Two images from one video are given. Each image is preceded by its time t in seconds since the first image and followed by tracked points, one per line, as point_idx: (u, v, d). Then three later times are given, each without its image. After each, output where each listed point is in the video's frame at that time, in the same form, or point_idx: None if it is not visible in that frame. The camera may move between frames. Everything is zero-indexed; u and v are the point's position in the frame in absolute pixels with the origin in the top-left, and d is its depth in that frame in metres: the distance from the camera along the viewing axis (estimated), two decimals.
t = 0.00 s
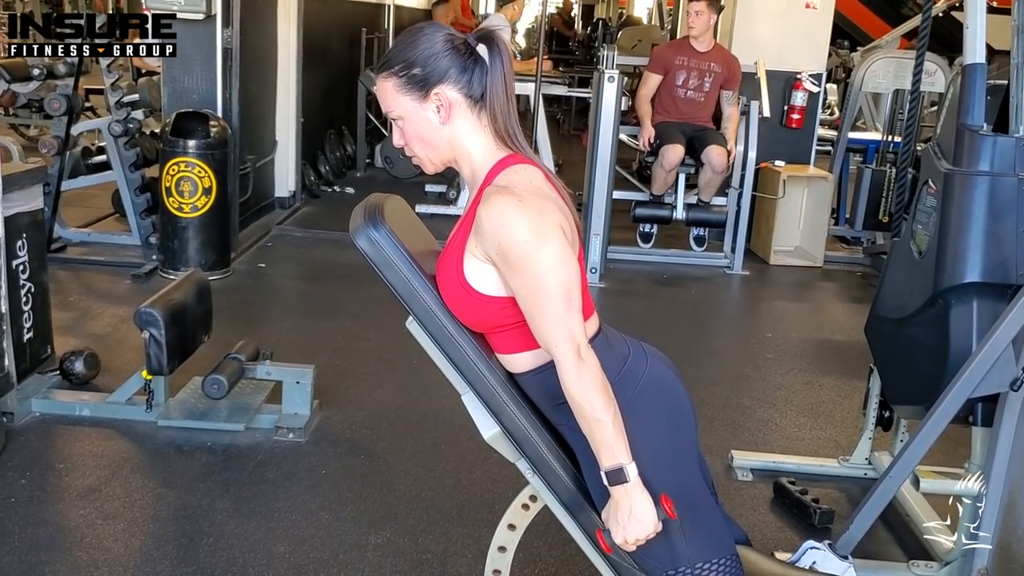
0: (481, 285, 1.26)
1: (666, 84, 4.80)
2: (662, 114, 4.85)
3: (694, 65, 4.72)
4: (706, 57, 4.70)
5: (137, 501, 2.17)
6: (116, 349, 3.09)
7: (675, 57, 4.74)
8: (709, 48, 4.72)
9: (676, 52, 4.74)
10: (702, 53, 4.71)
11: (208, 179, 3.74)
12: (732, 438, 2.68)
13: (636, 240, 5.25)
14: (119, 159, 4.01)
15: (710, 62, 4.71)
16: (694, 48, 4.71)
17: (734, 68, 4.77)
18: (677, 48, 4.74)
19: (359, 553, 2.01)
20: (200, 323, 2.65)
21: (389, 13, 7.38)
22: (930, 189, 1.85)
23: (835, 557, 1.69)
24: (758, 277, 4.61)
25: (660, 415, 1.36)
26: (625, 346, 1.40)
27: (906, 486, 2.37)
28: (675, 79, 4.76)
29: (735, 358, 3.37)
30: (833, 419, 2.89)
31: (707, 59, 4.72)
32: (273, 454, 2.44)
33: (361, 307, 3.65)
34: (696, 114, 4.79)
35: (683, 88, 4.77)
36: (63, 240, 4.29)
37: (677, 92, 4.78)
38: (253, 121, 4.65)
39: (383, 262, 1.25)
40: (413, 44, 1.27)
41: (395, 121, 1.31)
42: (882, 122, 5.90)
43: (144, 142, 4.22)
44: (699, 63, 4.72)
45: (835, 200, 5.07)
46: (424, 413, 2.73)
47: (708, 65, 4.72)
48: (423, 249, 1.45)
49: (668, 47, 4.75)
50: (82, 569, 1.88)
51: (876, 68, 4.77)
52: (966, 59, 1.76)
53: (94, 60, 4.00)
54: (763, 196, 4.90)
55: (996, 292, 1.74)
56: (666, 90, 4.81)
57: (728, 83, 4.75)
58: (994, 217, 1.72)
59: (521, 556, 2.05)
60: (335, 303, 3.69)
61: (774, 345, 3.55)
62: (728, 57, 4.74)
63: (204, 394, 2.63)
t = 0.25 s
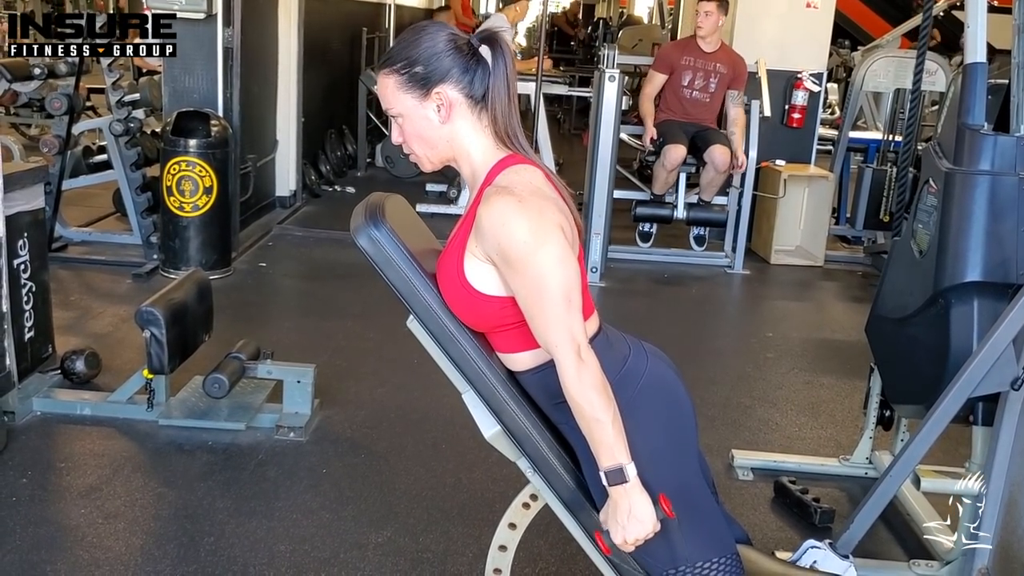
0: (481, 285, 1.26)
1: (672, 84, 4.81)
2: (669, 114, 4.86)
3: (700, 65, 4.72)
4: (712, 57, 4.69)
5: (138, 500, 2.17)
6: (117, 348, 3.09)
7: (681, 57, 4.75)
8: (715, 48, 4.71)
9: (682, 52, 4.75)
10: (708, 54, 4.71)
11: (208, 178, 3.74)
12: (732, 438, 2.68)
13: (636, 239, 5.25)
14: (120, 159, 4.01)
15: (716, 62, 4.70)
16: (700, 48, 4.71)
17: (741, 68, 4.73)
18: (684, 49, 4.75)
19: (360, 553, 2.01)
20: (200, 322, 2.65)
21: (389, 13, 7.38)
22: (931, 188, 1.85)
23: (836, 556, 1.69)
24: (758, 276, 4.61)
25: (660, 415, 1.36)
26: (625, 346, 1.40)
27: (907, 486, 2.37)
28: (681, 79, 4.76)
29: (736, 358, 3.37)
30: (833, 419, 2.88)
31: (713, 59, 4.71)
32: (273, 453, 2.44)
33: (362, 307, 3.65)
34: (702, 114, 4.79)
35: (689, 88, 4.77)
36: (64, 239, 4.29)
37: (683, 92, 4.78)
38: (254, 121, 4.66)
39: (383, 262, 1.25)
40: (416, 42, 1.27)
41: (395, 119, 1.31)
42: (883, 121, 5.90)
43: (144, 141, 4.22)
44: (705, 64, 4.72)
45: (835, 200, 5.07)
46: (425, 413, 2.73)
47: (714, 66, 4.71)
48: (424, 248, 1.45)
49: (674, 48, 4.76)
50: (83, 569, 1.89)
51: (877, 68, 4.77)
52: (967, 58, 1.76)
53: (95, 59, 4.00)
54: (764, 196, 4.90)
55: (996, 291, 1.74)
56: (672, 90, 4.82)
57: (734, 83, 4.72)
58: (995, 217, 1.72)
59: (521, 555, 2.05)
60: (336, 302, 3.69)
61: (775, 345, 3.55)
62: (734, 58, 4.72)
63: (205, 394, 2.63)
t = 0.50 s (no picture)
0: (483, 286, 1.26)
1: (672, 86, 4.81)
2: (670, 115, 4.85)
3: (699, 66, 4.73)
4: (710, 57, 4.70)
5: (139, 500, 2.17)
6: (117, 348, 3.09)
7: (680, 59, 4.76)
8: (714, 48, 4.71)
9: (681, 54, 4.76)
10: (707, 54, 4.71)
11: (209, 178, 3.74)
12: (732, 438, 2.68)
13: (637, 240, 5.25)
14: (121, 158, 4.01)
15: (715, 62, 4.70)
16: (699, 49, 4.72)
17: (741, 67, 4.72)
18: (683, 50, 4.76)
19: (360, 553, 2.01)
20: (201, 322, 2.65)
21: (390, 13, 7.38)
22: (931, 189, 1.85)
23: (836, 557, 1.69)
24: (759, 277, 4.61)
25: (659, 416, 1.36)
26: (625, 346, 1.40)
27: (907, 486, 2.37)
28: (681, 81, 4.77)
29: (736, 358, 3.37)
30: (833, 419, 2.89)
31: (712, 59, 4.71)
32: (274, 453, 2.45)
33: (362, 307, 3.65)
34: (704, 115, 4.78)
35: (689, 89, 4.77)
36: (65, 239, 4.29)
37: (683, 94, 4.79)
38: (255, 121, 4.66)
39: (385, 263, 1.25)
40: (416, 43, 1.27)
41: (396, 120, 1.31)
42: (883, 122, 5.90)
43: (145, 142, 4.22)
44: (704, 65, 4.72)
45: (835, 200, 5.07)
46: (425, 413, 2.74)
47: (714, 65, 4.71)
48: (425, 249, 1.45)
49: (673, 50, 4.77)
50: (84, 569, 1.89)
51: (877, 68, 4.77)
52: (967, 59, 1.76)
53: (95, 59, 4.00)
54: (764, 196, 4.90)
55: (997, 292, 1.74)
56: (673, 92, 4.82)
57: (735, 81, 4.71)
58: (995, 218, 1.72)
59: (521, 555, 2.05)
60: (336, 302, 3.70)
61: (775, 345, 3.55)
62: (734, 57, 4.71)
63: (206, 394, 2.63)
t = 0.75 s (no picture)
0: (484, 288, 1.26)
1: (668, 88, 4.81)
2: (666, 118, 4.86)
3: (693, 67, 4.74)
4: (704, 58, 4.70)
5: (140, 500, 2.17)
6: (118, 348, 3.10)
7: (674, 61, 4.77)
8: (707, 48, 4.71)
9: (674, 56, 4.76)
10: (701, 55, 4.72)
11: (210, 179, 3.74)
12: (733, 439, 2.69)
13: (637, 240, 5.26)
14: (122, 159, 4.01)
15: (709, 63, 4.70)
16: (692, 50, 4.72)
17: (734, 68, 4.74)
18: (677, 52, 4.76)
19: (361, 553, 2.01)
20: (202, 322, 2.65)
21: (391, 14, 7.39)
22: (932, 191, 1.85)
23: (837, 558, 1.69)
24: (759, 277, 4.62)
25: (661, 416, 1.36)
26: (626, 347, 1.40)
27: (907, 488, 2.37)
28: (676, 83, 4.78)
29: (737, 359, 3.37)
30: (834, 420, 2.89)
31: (706, 60, 4.72)
32: (275, 454, 2.45)
33: (363, 307, 3.65)
34: (700, 116, 4.79)
35: (684, 91, 4.78)
36: (65, 239, 4.30)
37: (679, 96, 4.80)
38: (256, 121, 4.66)
39: (386, 263, 1.26)
40: (417, 45, 1.27)
41: (396, 122, 1.31)
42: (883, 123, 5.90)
43: (146, 142, 4.22)
44: (698, 66, 4.73)
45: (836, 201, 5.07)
46: (426, 413, 2.74)
47: (707, 66, 4.72)
48: (427, 251, 1.45)
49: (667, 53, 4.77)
50: (85, 569, 1.89)
51: (878, 69, 4.77)
52: (968, 60, 1.76)
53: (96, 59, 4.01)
54: (764, 197, 4.90)
55: (997, 294, 1.74)
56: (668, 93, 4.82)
57: (730, 81, 4.71)
58: (996, 219, 1.72)
59: (522, 556, 2.05)
60: (337, 302, 3.70)
61: (776, 346, 3.55)
62: (727, 57, 4.72)
63: (207, 394, 2.63)
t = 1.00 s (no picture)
0: (482, 287, 1.26)
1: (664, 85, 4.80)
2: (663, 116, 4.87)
3: (688, 62, 4.74)
4: (698, 53, 4.72)
5: (140, 500, 2.17)
6: (119, 348, 3.10)
7: (669, 58, 4.77)
8: (700, 45, 4.75)
9: (668, 52, 4.77)
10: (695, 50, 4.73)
11: (210, 179, 3.74)
12: (733, 439, 2.69)
13: (637, 240, 5.26)
14: (122, 158, 4.00)
15: (702, 57, 4.72)
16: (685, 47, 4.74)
17: (728, 62, 4.76)
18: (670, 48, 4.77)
19: (361, 553, 2.01)
20: (203, 322, 2.65)
21: (391, 13, 7.40)
22: (932, 191, 1.85)
23: (837, 558, 1.69)
24: (759, 277, 4.62)
25: (661, 416, 1.36)
26: (627, 348, 1.41)
27: (907, 488, 2.37)
28: (671, 79, 4.78)
29: (737, 359, 3.37)
30: (834, 420, 2.89)
31: (700, 55, 4.73)
32: (275, 453, 2.45)
33: (364, 307, 3.65)
34: (697, 110, 4.80)
35: (679, 86, 4.78)
36: (66, 239, 4.30)
37: (675, 91, 4.79)
38: (256, 121, 4.66)
39: (386, 263, 1.25)
40: (416, 47, 1.27)
41: (396, 123, 1.31)
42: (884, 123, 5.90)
43: (146, 142, 4.23)
44: (693, 61, 4.74)
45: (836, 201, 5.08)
46: (427, 413, 2.74)
47: (702, 61, 4.73)
48: (428, 252, 1.45)
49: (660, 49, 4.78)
50: (85, 569, 1.89)
51: (879, 69, 4.77)
52: (968, 60, 1.76)
53: (96, 59, 4.02)
54: (765, 197, 4.91)
55: (998, 294, 1.74)
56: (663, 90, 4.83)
57: (724, 73, 4.72)
58: (996, 219, 1.72)
59: (522, 556, 2.05)
60: (338, 302, 3.70)
61: (776, 346, 3.55)
62: (719, 51, 4.75)
63: (207, 394, 2.63)
